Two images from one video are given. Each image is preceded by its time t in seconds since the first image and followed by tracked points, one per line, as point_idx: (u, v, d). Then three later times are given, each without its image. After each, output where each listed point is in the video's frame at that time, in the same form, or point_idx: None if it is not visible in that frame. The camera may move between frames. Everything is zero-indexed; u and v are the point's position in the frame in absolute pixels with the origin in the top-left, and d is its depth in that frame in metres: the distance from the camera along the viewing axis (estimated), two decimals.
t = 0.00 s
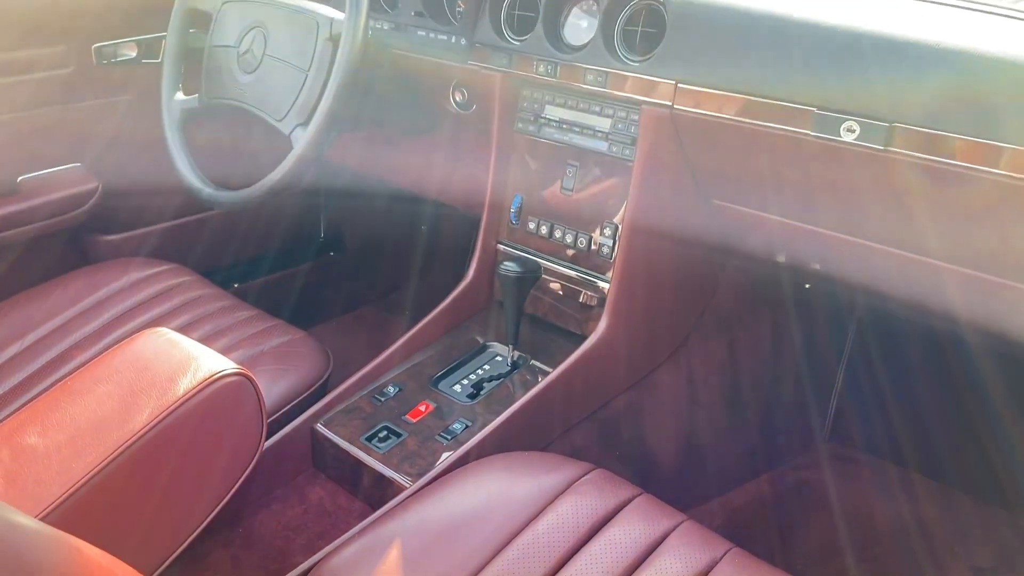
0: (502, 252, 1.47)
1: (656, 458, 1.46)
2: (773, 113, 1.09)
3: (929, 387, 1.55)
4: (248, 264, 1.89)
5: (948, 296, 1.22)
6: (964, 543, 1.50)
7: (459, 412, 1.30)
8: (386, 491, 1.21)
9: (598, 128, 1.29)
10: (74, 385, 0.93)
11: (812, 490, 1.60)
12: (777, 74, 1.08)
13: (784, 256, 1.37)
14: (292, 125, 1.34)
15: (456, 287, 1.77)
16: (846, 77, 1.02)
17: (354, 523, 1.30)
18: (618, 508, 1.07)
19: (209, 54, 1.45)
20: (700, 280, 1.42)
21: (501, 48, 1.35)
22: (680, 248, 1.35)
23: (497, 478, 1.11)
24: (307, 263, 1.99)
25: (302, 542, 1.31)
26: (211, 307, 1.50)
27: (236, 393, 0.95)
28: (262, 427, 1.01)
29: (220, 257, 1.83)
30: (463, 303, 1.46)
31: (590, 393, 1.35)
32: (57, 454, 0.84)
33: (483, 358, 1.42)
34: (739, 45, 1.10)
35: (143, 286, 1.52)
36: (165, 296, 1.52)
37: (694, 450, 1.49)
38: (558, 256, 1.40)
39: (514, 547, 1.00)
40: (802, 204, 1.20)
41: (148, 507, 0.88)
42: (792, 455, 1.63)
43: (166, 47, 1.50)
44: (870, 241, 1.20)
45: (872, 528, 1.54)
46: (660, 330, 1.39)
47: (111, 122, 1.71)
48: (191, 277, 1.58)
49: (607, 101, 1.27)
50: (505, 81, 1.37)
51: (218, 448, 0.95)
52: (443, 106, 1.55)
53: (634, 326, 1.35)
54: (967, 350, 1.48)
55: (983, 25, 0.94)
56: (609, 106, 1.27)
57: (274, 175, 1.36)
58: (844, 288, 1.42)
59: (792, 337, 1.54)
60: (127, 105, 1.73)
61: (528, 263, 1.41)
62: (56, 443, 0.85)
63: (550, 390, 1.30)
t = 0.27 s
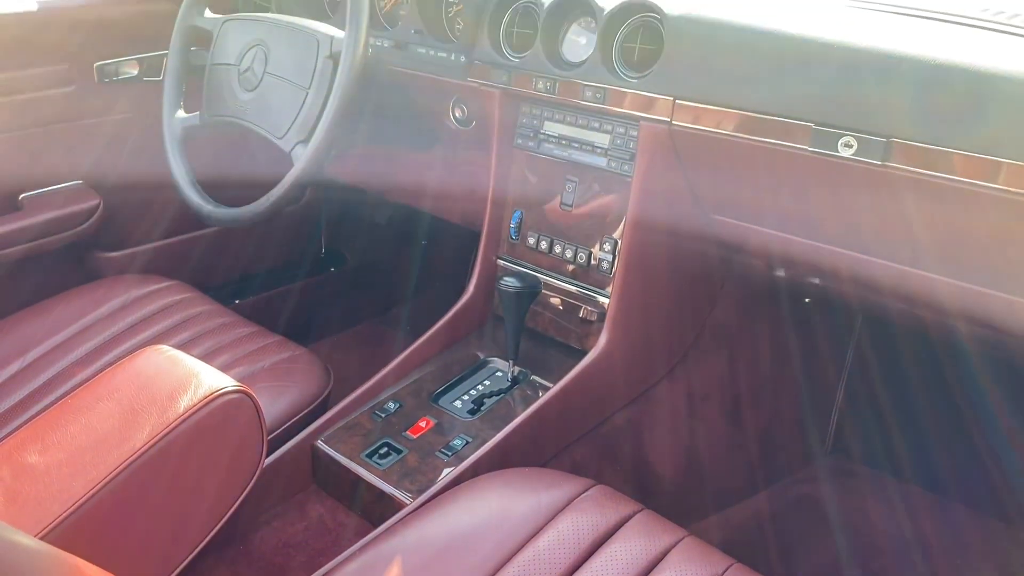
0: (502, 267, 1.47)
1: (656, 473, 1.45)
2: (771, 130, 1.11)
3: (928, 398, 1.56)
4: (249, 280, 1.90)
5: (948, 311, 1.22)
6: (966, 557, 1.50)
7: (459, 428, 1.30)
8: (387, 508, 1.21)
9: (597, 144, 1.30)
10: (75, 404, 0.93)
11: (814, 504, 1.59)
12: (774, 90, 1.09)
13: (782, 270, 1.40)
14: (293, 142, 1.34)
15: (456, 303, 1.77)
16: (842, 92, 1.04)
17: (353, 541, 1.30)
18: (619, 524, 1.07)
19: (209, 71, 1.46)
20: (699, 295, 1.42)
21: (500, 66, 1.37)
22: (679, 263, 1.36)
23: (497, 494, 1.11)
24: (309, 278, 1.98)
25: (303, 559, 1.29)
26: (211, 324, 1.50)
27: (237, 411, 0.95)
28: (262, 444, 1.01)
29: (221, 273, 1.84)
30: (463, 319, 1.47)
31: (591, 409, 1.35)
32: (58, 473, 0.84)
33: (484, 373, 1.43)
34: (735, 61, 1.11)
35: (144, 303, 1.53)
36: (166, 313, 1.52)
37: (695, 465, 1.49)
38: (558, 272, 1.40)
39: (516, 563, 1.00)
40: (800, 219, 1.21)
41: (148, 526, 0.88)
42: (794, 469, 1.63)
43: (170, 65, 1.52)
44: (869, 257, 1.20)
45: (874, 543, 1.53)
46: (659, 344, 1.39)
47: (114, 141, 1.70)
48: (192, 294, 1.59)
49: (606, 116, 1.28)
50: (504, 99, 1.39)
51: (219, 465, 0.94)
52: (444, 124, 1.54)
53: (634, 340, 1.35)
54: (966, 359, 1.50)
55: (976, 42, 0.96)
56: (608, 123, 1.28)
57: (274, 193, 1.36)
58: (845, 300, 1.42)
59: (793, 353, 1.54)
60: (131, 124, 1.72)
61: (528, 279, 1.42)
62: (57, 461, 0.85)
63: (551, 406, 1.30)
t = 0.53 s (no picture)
0: (502, 285, 1.48)
1: (658, 491, 1.45)
2: (768, 147, 1.12)
3: (928, 414, 1.57)
4: (250, 298, 1.90)
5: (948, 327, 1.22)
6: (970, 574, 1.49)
7: (460, 446, 1.30)
8: (387, 527, 1.20)
9: (597, 161, 1.30)
10: (76, 424, 0.93)
11: (814, 521, 1.57)
12: (771, 107, 1.10)
13: (781, 287, 1.40)
14: (294, 160, 1.34)
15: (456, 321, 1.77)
16: (839, 109, 1.04)
17: (353, 561, 1.29)
18: (620, 542, 1.06)
19: (210, 91, 1.47)
20: (699, 311, 1.42)
21: (499, 84, 1.38)
22: (679, 280, 1.36)
23: (497, 514, 1.10)
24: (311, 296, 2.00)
25: None
26: (212, 342, 1.50)
27: (237, 430, 0.94)
28: (263, 463, 1.00)
29: (222, 291, 1.84)
30: (464, 337, 1.47)
31: (591, 426, 1.35)
32: (57, 494, 0.84)
33: (484, 391, 1.42)
34: (732, 79, 1.12)
35: (144, 322, 1.53)
36: (166, 332, 1.52)
37: (696, 482, 1.49)
38: (559, 288, 1.40)
39: None
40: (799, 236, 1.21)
41: (147, 547, 0.87)
42: (797, 486, 1.61)
43: (171, 85, 1.54)
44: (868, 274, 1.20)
45: (877, 560, 1.52)
46: (660, 361, 1.39)
47: (117, 160, 1.70)
48: (193, 312, 1.59)
49: (605, 134, 1.28)
50: (503, 116, 1.40)
51: (218, 486, 0.94)
52: (445, 142, 1.54)
53: (635, 357, 1.35)
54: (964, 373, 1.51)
55: (970, 61, 0.97)
56: (606, 140, 1.28)
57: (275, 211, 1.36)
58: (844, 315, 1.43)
59: (793, 370, 1.54)
60: (133, 143, 1.72)
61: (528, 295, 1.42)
62: (56, 482, 0.85)
63: (552, 423, 1.29)
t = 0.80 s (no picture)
0: (502, 298, 1.48)
1: (659, 504, 1.44)
2: (766, 160, 1.12)
3: (928, 426, 1.56)
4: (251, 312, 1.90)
5: (949, 338, 1.22)
6: None
7: (460, 460, 1.29)
8: (387, 542, 1.20)
9: (595, 175, 1.31)
10: (75, 439, 0.93)
11: (815, 532, 1.58)
12: (770, 120, 1.10)
13: (780, 299, 1.40)
14: (293, 175, 1.35)
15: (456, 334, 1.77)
16: (837, 122, 1.05)
17: None
18: (620, 555, 1.05)
19: (210, 106, 1.47)
20: (700, 325, 1.42)
21: (498, 98, 1.38)
22: (679, 294, 1.35)
23: (497, 527, 1.10)
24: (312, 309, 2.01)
25: None
26: (212, 357, 1.50)
27: (236, 446, 0.94)
28: (262, 479, 1.00)
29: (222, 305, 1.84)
30: (463, 350, 1.46)
31: (591, 440, 1.34)
32: (55, 510, 0.84)
33: (484, 405, 1.42)
34: (730, 93, 1.13)
35: (144, 337, 1.53)
36: (166, 346, 1.52)
37: (697, 495, 1.48)
38: (558, 302, 1.40)
39: None
40: (798, 248, 1.21)
41: (145, 564, 0.87)
42: (797, 499, 1.62)
43: (171, 100, 1.55)
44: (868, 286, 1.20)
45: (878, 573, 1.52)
46: (660, 374, 1.38)
47: (118, 174, 1.70)
48: (192, 326, 1.59)
49: (603, 147, 1.28)
50: (502, 131, 1.40)
51: (217, 502, 0.93)
52: (445, 156, 1.54)
53: (634, 370, 1.35)
54: (964, 386, 1.49)
55: (966, 76, 0.98)
56: (605, 153, 1.29)
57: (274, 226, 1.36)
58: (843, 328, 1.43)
59: (793, 383, 1.54)
60: (134, 158, 1.73)
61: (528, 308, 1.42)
62: (54, 498, 0.85)
63: (551, 437, 1.29)
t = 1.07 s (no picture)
0: (502, 312, 1.47)
1: (660, 519, 1.44)
2: (765, 174, 1.12)
3: (930, 438, 1.56)
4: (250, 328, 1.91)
5: (950, 351, 1.21)
6: None
7: (460, 475, 1.29)
8: (387, 558, 1.19)
9: (594, 189, 1.31)
10: (73, 457, 0.93)
11: (818, 546, 1.58)
12: (769, 135, 1.10)
13: (780, 312, 1.40)
14: (293, 191, 1.35)
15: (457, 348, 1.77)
16: (836, 136, 1.05)
17: None
18: (622, 571, 1.05)
19: (211, 122, 1.48)
20: (701, 339, 1.42)
21: (497, 113, 1.39)
22: (679, 308, 1.35)
23: (497, 542, 1.09)
24: (312, 324, 2.01)
25: None
26: (213, 372, 1.50)
27: (235, 462, 0.94)
28: (262, 496, 0.99)
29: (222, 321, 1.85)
30: (464, 365, 1.46)
31: (592, 455, 1.34)
32: (53, 528, 0.83)
33: (484, 420, 1.41)
34: (728, 107, 1.13)
35: (144, 353, 1.53)
36: (166, 362, 1.52)
37: (698, 510, 1.47)
38: (558, 316, 1.40)
39: None
40: (799, 262, 1.21)
41: None
42: (799, 513, 1.62)
43: (171, 116, 1.55)
44: (869, 299, 1.20)
45: None
46: (660, 389, 1.38)
47: (119, 191, 1.71)
48: (192, 342, 1.59)
49: (602, 162, 1.29)
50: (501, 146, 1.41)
51: (217, 519, 0.93)
52: (446, 171, 1.54)
53: (634, 384, 1.34)
54: (966, 397, 1.50)
55: (964, 90, 0.98)
56: (605, 168, 1.29)
57: (273, 241, 1.36)
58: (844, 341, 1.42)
59: (795, 396, 1.53)
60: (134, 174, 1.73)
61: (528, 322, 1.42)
62: (52, 515, 0.85)
63: (551, 452, 1.29)
